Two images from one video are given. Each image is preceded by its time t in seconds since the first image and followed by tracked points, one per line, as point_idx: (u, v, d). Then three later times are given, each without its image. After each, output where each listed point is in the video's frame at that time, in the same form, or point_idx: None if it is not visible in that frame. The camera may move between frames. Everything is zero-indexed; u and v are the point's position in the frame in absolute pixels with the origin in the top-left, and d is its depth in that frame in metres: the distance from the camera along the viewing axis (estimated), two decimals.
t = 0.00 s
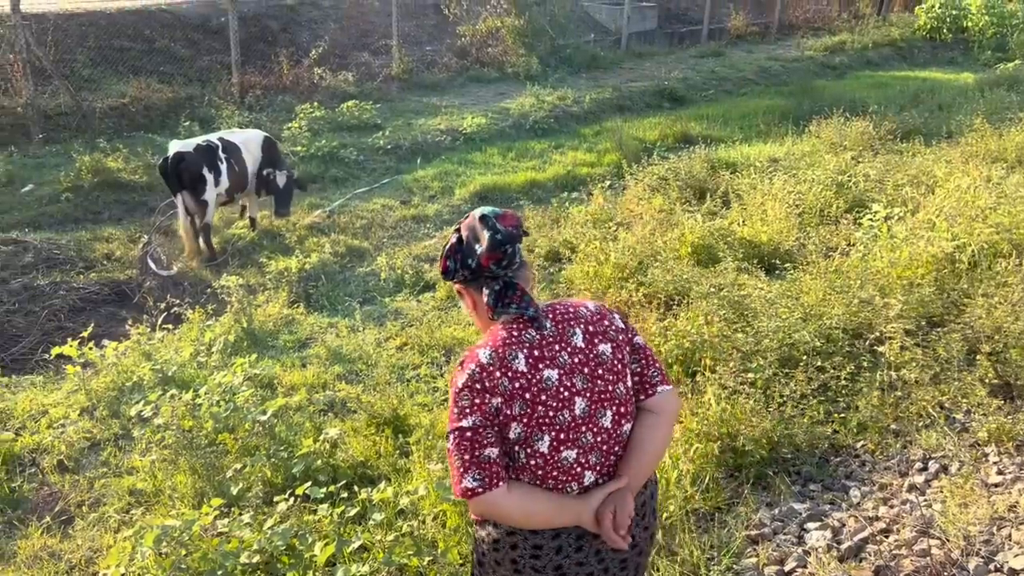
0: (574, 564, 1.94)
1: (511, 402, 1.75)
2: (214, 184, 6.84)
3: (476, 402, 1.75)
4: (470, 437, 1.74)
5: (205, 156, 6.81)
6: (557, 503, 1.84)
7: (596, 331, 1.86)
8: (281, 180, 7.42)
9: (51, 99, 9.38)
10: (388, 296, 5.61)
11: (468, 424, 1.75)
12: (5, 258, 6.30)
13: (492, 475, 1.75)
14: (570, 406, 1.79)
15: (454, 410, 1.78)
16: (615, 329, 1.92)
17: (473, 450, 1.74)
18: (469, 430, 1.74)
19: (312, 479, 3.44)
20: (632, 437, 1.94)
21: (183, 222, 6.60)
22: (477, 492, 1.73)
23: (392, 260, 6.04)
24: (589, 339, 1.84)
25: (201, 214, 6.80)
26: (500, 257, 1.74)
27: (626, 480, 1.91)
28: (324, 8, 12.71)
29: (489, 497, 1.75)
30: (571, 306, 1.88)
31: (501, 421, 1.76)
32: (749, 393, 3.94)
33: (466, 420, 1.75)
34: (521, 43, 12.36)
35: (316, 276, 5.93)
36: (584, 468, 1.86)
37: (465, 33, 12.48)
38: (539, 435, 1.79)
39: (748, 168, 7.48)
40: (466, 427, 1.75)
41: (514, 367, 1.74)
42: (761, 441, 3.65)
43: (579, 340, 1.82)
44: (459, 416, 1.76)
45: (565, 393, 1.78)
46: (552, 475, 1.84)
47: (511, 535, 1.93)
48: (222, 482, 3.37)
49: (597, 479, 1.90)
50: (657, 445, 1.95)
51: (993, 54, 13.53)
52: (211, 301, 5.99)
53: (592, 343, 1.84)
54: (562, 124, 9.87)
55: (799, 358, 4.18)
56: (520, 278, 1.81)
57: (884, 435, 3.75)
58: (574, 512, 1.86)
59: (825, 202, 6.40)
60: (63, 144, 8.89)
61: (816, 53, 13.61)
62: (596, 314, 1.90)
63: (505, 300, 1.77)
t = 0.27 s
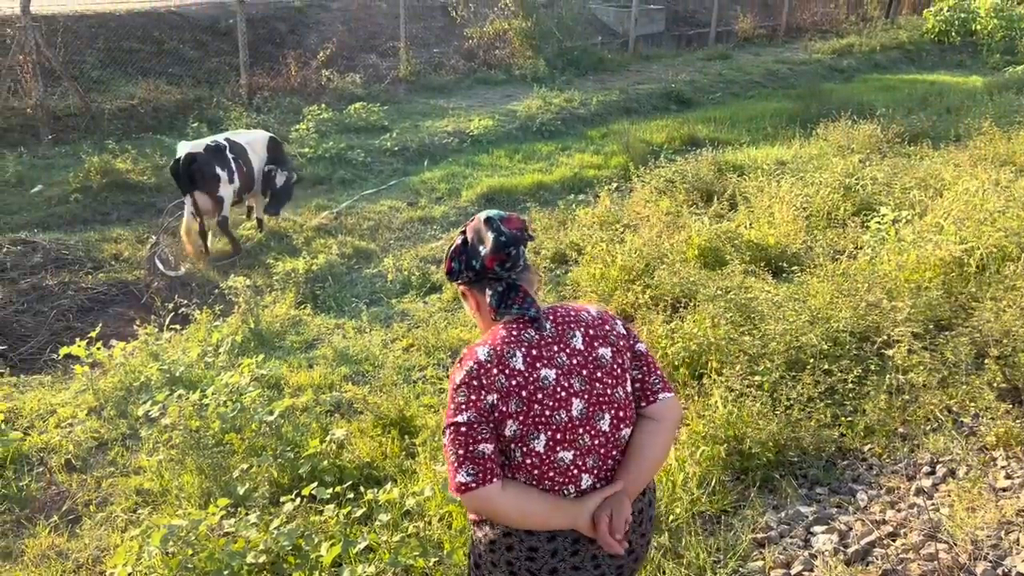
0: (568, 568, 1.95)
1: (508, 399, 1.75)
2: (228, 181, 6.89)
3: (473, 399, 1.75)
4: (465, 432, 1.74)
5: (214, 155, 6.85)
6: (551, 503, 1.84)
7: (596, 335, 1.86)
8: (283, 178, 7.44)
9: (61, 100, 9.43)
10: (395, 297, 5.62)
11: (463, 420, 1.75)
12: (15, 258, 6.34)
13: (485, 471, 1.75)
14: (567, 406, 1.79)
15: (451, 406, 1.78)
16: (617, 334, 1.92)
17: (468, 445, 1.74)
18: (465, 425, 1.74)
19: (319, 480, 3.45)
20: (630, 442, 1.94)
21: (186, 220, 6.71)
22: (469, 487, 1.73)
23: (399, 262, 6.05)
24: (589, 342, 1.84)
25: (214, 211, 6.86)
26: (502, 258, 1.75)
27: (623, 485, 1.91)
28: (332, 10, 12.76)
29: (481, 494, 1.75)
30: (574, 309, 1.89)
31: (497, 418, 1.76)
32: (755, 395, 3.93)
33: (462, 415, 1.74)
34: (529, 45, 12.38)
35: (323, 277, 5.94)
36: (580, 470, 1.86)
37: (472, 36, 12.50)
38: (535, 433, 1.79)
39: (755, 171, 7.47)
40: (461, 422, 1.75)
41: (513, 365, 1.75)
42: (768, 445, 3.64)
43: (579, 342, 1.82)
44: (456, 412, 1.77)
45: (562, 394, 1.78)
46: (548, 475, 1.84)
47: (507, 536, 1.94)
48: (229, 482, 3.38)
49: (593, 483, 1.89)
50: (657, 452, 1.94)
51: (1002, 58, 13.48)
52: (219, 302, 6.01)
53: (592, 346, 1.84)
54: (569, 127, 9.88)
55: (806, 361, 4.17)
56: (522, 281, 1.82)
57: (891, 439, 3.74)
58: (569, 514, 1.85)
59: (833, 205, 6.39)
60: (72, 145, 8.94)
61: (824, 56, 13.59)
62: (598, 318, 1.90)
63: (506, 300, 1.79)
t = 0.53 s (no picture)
0: (564, 569, 1.93)
1: (522, 397, 1.75)
2: (243, 176, 6.95)
3: (488, 395, 1.74)
4: (480, 427, 1.74)
5: (225, 154, 6.92)
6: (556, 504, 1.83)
7: (607, 342, 1.87)
8: (276, 188, 7.40)
9: (70, 100, 9.48)
10: (401, 298, 5.63)
11: (478, 414, 1.74)
12: (23, 258, 6.36)
13: (497, 466, 1.75)
14: (577, 409, 1.80)
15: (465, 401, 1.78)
16: (626, 344, 1.94)
17: (482, 439, 1.74)
18: (480, 420, 1.74)
19: (324, 480, 3.45)
20: (631, 450, 1.95)
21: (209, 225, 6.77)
22: (481, 481, 1.73)
23: (405, 263, 6.06)
24: (601, 349, 1.85)
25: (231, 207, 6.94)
26: (519, 261, 1.76)
27: (621, 492, 1.92)
28: (339, 11, 12.79)
29: (491, 489, 1.75)
30: (586, 317, 1.90)
31: (510, 415, 1.76)
32: (761, 397, 3.92)
33: (478, 410, 1.74)
34: (536, 47, 12.40)
35: (330, 278, 5.95)
36: (584, 473, 1.87)
37: (479, 38, 12.53)
38: (545, 433, 1.79)
39: (762, 173, 7.46)
40: (477, 416, 1.74)
41: (528, 365, 1.75)
42: (774, 447, 3.63)
43: (591, 348, 1.83)
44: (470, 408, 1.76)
45: (574, 396, 1.79)
46: (553, 476, 1.84)
47: (506, 534, 1.93)
48: (236, 482, 3.39)
49: (593, 488, 1.90)
50: (656, 463, 1.95)
51: (1011, 60, 13.44)
52: (226, 302, 6.04)
53: (604, 352, 1.86)
54: (575, 128, 9.88)
55: (813, 364, 4.16)
56: (536, 285, 1.83)
57: (898, 442, 3.73)
58: (571, 517, 1.85)
59: (840, 208, 6.37)
60: (80, 145, 8.98)
61: (831, 58, 13.56)
62: (609, 327, 1.91)
63: (522, 301, 1.80)
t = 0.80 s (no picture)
0: (564, 562, 1.93)
1: (524, 389, 1.76)
2: (252, 174, 6.93)
3: (490, 386, 1.75)
4: (482, 416, 1.75)
5: (235, 151, 6.97)
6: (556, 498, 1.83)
7: (610, 341, 1.88)
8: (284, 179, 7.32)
9: (78, 100, 9.52)
10: (407, 298, 5.64)
11: (480, 404, 1.75)
12: (32, 257, 6.39)
13: (497, 455, 1.75)
14: (578, 403, 1.80)
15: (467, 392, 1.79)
16: (629, 345, 1.94)
17: (484, 429, 1.75)
18: (482, 409, 1.75)
19: (330, 479, 3.46)
20: (631, 448, 1.94)
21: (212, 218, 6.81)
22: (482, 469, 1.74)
23: (412, 263, 6.07)
24: (603, 346, 1.86)
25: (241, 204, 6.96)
26: (527, 259, 1.77)
27: (621, 489, 1.91)
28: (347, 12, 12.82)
29: (491, 478, 1.76)
30: (590, 316, 1.91)
31: (512, 406, 1.77)
32: (768, 399, 3.91)
33: (480, 400, 1.75)
34: (542, 48, 12.40)
35: (336, 278, 5.96)
36: (584, 468, 1.86)
37: (487, 39, 12.54)
38: (546, 425, 1.79)
39: (769, 175, 7.45)
40: (479, 406, 1.75)
41: (531, 359, 1.76)
42: (780, 449, 3.62)
43: (593, 346, 1.84)
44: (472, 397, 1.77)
45: (575, 390, 1.79)
46: (554, 468, 1.84)
47: (507, 526, 1.93)
48: (242, 481, 3.40)
49: (593, 484, 1.89)
50: (656, 461, 1.94)
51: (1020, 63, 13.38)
52: (233, 301, 6.06)
53: (606, 350, 1.86)
54: (582, 129, 9.88)
55: (819, 366, 4.15)
56: (543, 284, 1.84)
57: (905, 444, 3.72)
58: (571, 510, 1.84)
59: (847, 210, 6.36)
60: (88, 144, 9.02)
61: (839, 60, 13.52)
62: (612, 327, 1.92)
63: (528, 298, 1.81)
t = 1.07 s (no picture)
0: (559, 548, 1.92)
1: (513, 379, 1.79)
2: (258, 173, 6.94)
3: (481, 377, 1.80)
4: (472, 406, 1.80)
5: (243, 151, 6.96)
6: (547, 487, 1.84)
7: (606, 333, 1.87)
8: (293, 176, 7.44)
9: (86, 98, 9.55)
10: (413, 297, 5.64)
11: (471, 394, 1.80)
12: (39, 254, 6.42)
13: (487, 444, 1.79)
14: (568, 394, 1.81)
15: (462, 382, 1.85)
16: (627, 337, 1.92)
17: (474, 418, 1.79)
18: (472, 399, 1.80)
19: (335, 477, 3.46)
20: (627, 438, 1.91)
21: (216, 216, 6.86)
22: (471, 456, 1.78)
23: (418, 262, 6.07)
24: (596, 338, 1.86)
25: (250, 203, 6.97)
26: (523, 254, 1.82)
27: (617, 478, 1.88)
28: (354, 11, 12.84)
29: (480, 466, 1.79)
30: (588, 310, 1.91)
31: (502, 397, 1.80)
32: (774, 400, 3.90)
33: (470, 390, 1.80)
34: (549, 48, 12.41)
35: (342, 277, 5.97)
36: (577, 458, 1.86)
37: (493, 39, 12.55)
38: (536, 415, 1.81)
39: (776, 176, 7.43)
40: (469, 396, 1.80)
41: (521, 350, 1.79)
42: (786, 450, 3.61)
43: (587, 338, 1.84)
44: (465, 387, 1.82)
45: (564, 381, 1.80)
46: (547, 458, 1.85)
47: (505, 511, 1.94)
48: (248, 479, 3.42)
49: (588, 474, 1.88)
50: (653, 450, 1.90)
51: None
52: (239, 300, 6.07)
53: (599, 342, 1.86)
54: (588, 130, 9.87)
55: (826, 367, 4.14)
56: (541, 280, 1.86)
57: (911, 446, 3.70)
58: (563, 497, 1.84)
59: (854, 211, 6.33)
60: (96, 143, 9.05)
61: (847, 61, 13.49)
62: (610, 319, 1.91)
63: (523, 292, 1.84)
